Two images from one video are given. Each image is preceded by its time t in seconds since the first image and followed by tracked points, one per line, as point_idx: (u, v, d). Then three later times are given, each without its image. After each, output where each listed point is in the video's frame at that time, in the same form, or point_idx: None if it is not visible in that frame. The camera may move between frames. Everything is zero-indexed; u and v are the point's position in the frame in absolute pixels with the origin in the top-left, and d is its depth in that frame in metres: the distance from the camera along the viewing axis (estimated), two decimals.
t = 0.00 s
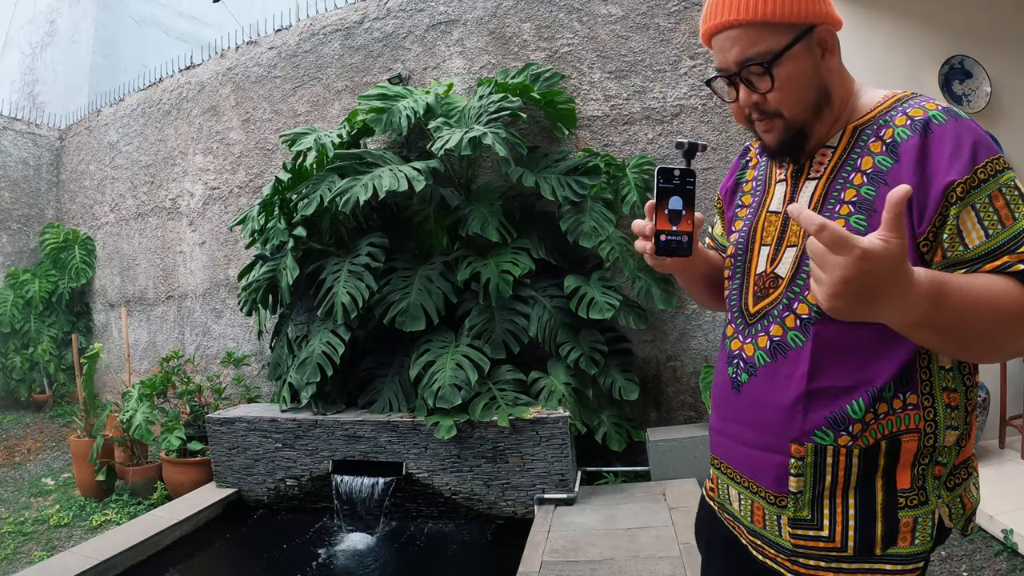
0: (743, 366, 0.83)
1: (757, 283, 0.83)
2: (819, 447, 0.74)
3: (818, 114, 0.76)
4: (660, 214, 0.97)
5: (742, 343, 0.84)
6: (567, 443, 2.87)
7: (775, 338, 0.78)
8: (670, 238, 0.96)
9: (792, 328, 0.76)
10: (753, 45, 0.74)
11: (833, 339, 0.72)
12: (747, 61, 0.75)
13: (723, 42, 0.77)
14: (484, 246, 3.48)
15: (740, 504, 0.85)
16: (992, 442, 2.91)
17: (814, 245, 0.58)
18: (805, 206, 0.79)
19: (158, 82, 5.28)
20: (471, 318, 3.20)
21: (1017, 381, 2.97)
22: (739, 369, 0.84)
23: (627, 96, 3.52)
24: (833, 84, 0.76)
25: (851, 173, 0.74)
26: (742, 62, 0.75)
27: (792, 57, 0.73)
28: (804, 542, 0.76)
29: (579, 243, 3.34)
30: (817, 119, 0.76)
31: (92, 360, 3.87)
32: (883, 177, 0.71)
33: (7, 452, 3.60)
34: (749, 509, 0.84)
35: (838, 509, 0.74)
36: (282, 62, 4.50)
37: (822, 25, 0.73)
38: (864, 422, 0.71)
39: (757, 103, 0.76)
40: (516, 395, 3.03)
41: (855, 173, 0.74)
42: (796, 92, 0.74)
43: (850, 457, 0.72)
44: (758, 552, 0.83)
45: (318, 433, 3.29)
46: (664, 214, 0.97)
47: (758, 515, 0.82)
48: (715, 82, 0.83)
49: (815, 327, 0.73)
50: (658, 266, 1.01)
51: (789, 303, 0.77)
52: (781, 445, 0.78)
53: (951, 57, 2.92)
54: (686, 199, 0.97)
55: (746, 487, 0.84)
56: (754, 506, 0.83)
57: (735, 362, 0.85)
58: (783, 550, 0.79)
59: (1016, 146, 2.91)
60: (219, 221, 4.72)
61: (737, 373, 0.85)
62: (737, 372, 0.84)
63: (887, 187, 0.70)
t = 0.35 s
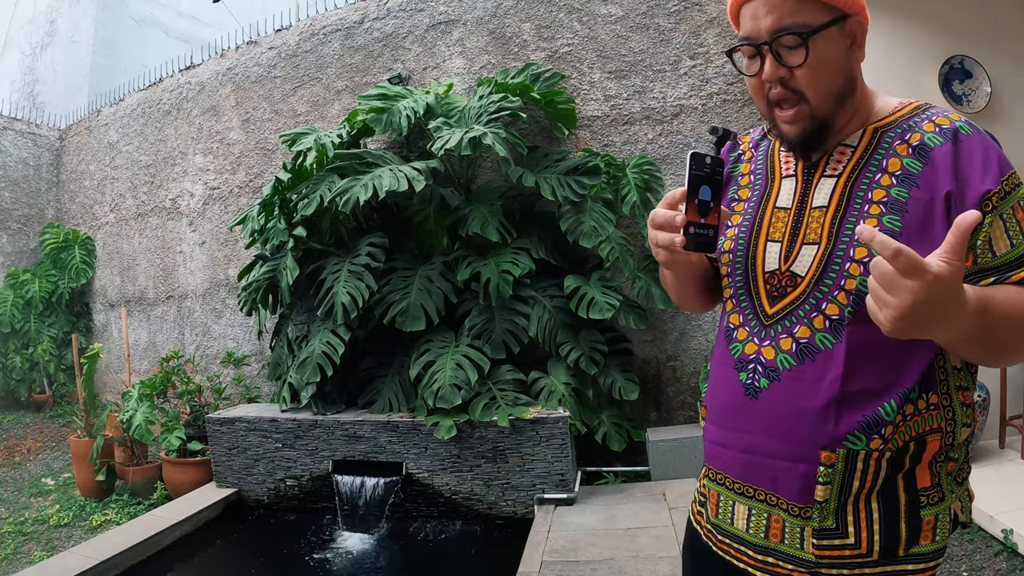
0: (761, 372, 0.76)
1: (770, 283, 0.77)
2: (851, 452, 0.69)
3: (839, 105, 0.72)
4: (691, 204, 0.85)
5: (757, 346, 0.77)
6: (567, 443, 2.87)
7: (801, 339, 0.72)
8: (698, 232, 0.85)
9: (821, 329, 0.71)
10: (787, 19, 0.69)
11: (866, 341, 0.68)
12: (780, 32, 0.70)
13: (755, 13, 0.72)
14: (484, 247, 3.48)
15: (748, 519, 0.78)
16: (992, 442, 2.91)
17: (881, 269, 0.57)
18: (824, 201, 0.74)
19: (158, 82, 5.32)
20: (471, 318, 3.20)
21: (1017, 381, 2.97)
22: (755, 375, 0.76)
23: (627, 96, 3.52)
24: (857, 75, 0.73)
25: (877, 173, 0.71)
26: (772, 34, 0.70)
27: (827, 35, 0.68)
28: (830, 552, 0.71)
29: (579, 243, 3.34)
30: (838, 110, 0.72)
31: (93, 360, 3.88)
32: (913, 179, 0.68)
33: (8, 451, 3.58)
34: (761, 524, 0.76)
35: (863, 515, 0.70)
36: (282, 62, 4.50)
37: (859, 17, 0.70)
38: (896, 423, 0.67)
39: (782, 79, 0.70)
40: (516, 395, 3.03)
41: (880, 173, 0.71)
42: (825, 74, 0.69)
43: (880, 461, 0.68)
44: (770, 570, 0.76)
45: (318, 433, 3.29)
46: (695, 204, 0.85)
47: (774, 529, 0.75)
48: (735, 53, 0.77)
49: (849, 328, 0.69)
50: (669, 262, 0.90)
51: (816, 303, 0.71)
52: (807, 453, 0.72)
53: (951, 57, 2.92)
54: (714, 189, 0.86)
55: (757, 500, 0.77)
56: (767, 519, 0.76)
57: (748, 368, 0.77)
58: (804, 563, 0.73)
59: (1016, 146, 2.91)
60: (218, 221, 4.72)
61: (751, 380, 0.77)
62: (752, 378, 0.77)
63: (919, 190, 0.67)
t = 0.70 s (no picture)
0: (772, 377, 0.72)
1: (766, 282, 0.74)
2: (871, 449, 0.69)
3: (813, 87, 0.72)
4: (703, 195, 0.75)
5: (764, 350, 0.73)
6: (567, 443, 2.87)
7: (815, 339, 0.70)
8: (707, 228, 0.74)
9: (833, 326, 0.70)
10: None
11: (875, 334, 0.69)
12: (758, 4, 0.71)
13: None
14: (484, 247, 3.48)
15: (761, 536, 0.75)
16: (992, 442, 2.91)
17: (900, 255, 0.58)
18: (813, 198, 0.74)
19: (158, 82, 5.33)
20: (471, 318, 3.21)
21: (1017, 381, 2.97)
22: (765, 382, 0.73)
23: (627, 96, 3.52)
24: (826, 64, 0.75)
25: (865, 169, 0.72)
26: (748, 8, 0.72)
27: (803, 12, 0.70)
28: (852, 552, 0.71)
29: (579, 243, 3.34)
30: (811, 92, 0.73)
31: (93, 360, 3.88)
32: (901, 172, 0.70)
33: (7, 452, 3.41)
34: (777, 538, 0.74)
35: (879, 509, 0.71)
36: (281, 62, 4.50)
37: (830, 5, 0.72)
38: (909, 415, 0.69)
39: (759, 50, 0.70)
40: (516, 395, 3.03)
41: (867, 167, 0.72)
42: (801, 48, 0.70)
43: (896, 454, 0.70)
44: None
45: (318, 433, 3.29)
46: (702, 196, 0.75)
47: (793, 541, 0.73)
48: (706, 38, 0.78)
49: (861, 324, 0.69)
50: (664, 263, 0.77)
51: (824, 301, 0.70)
52: (827, 456, 0.70)
53: (951, 57, 2.91)
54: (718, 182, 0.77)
55: (773, 513, 0.74)
56: (783, 532, 0.74)
57: (756, 376, 0.73)
58: (828, 569, 0.72)
59: (1016, 146, 2.90)
60: (218, 221, 4.72)
61: (761, 387, 0.73)
62: (762, 386, 0.73)
63: (908, 183, 0.70)
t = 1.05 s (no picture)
0: (750, 381, 0.73)
1: (747, 288, 0.76)
2: (853, 453, 0.68)
3: (783, 93, 0.73)
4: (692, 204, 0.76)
5: (743, 354, 0.74)
6: (567, 443, 2.87)
7: (793, 342, 0.71)
8: (699, 235, 0.76)
9: (811, 329, 0.70)
10: (725, 8, 0.73)
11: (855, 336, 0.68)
12: (720, 18, 0.72)
13: (694, 8, 0.75)
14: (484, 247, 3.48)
15: (744, 538, 0.75)
16: (992, 442, 2.91)
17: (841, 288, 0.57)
18: (794, 201, 0.74)
19: (158, 82, 5.27)
20: (471, 318, 3.21)
21: (1017, 381, 2.97)
22: (744, 386, 0.74)
23: (627, 96, 3.52)
24: (798, 68, 0.75)
25: (844, 168, 0.72)
26: (711, 21, 0.73)
27: (766, 21, 0.70)
28: (833, 560, 0.70)
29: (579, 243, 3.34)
30: (782, 98, 0.73)
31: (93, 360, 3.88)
32: (880, 169, 0.69)
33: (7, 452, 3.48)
34: (760, 541, 0.74)
35: (863, 518, 0.70)
36: (281, 62, 4.50)
37: (795, 11, 0.72)
38: (890, 418, 0.68)
39: (723, 63, 0.71)
40: (516, 395, 3.03)
41: (846, 166, 0.72)
42: (766, 58, 0.70)
43: (878, 459, 0.68)
44: None
45: (318, 433, 3.29)
46: (691, 205, 0.76)
47: (774, 546, 0.73)
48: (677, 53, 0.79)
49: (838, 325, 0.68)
50: (656, 275, 0.78)
51: (803, 304, 0.71)
52: (807, 460, 0.70)
53: (951, 57, 2.91)
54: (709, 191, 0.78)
55: (754, 517, 0.74)
56: (765, 536, 0.73)
57: (734, 380, 0.75)
58: None
59: (1017, 146, 2.90)
60: (218, 221, 4.72)
61: (740, 391, 0.74)
62: (741, 390, 0.74)
63: (888, 178, 0.69)
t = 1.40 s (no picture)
0: (727, 380, 0.74)
1: (724, 289, 0.76)
2: (832, 451, 0.68)
3: (753, 98, 0.73)
4: (653, 223, 0.81)
5: (721, 354, 0.76)
6: (567, 443, 2.87)
7: (767, 342, 0.71)
8: (664, 250, 0.81)
9: (785, 329, 0.70)
10: (692, 20, 0.73)
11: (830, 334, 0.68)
12: (684, 32, 0.73)
13: (664, 23, 0.77)
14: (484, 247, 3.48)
15: (731, 533, 0.76)
16: (992, 442, 2.91)
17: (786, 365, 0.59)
18: (771, 204, 0.74)
19: (158, 82, 5.41)
20: (471, 318, 3.21)
21: (1017, 381, 2.97)
22: (722, 386, 0.75)
23: (627, 96, 3.52)
24: (769, 72, 0.75)
25: (817, 167, 0.71)
26: (677, 34, 0.74)
27: (729, 32, 0.71)
28: (817, 559, 0.69)
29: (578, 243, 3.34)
30: (752, 104, 0.74)
31: (93, 360, 3.88)
32: (852, 166, 0.69)
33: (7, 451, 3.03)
34: (745, 538, 0.74)
35: (848, 518, 0.69)
36: (281, 62, 4.50)
37: (762, 16, 0.73)
38: (872, 416, 0.68)
39: (690, 76, 0.73)
40: (516, 395, 3.03)
41: (820, 165, 0.71)
42: (731, 67, 0.71)
43: (861, 458, 0.68)
44: None
45: (318, 433, 3.29)
46: (654, 223, 0.82)
47: (758, 542, 0.73)
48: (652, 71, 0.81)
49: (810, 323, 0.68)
50: (634, 289, 0.85)
51: (777, 303, 0.71)
52: (785, 458, 0.70)
53: (951, 57, 2.91)
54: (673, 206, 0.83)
55: (739, 513, 0.74)
56: (750, 532, 0.74)
57: (713, 380, 0.76)
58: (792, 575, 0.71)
59: (1017, 146, 2.90)
60: (218, 221, 4.72)
61: (718, 391, 0.75)
62: (720, 390, 0.75)
63: (860, 175, 0.68)
